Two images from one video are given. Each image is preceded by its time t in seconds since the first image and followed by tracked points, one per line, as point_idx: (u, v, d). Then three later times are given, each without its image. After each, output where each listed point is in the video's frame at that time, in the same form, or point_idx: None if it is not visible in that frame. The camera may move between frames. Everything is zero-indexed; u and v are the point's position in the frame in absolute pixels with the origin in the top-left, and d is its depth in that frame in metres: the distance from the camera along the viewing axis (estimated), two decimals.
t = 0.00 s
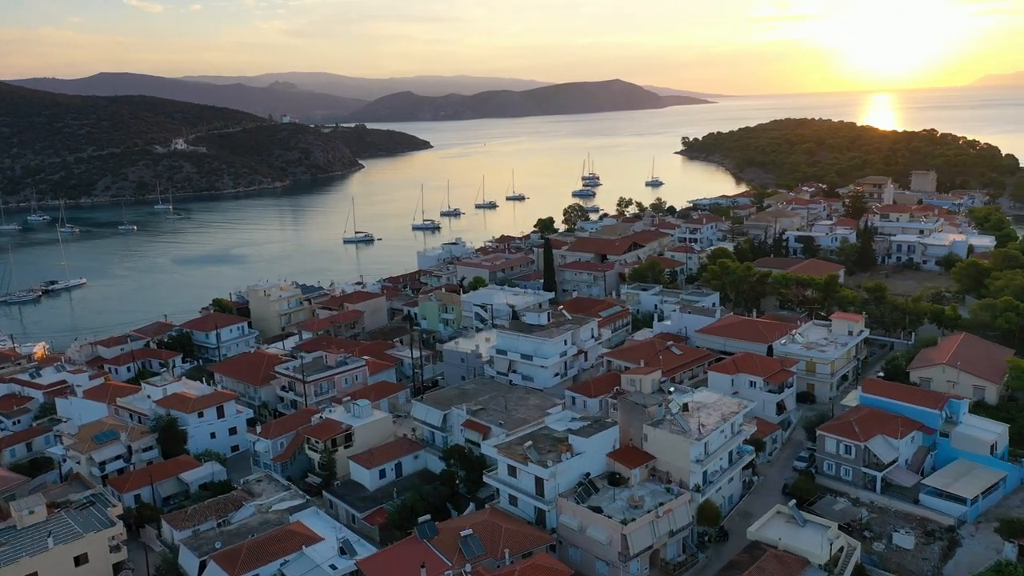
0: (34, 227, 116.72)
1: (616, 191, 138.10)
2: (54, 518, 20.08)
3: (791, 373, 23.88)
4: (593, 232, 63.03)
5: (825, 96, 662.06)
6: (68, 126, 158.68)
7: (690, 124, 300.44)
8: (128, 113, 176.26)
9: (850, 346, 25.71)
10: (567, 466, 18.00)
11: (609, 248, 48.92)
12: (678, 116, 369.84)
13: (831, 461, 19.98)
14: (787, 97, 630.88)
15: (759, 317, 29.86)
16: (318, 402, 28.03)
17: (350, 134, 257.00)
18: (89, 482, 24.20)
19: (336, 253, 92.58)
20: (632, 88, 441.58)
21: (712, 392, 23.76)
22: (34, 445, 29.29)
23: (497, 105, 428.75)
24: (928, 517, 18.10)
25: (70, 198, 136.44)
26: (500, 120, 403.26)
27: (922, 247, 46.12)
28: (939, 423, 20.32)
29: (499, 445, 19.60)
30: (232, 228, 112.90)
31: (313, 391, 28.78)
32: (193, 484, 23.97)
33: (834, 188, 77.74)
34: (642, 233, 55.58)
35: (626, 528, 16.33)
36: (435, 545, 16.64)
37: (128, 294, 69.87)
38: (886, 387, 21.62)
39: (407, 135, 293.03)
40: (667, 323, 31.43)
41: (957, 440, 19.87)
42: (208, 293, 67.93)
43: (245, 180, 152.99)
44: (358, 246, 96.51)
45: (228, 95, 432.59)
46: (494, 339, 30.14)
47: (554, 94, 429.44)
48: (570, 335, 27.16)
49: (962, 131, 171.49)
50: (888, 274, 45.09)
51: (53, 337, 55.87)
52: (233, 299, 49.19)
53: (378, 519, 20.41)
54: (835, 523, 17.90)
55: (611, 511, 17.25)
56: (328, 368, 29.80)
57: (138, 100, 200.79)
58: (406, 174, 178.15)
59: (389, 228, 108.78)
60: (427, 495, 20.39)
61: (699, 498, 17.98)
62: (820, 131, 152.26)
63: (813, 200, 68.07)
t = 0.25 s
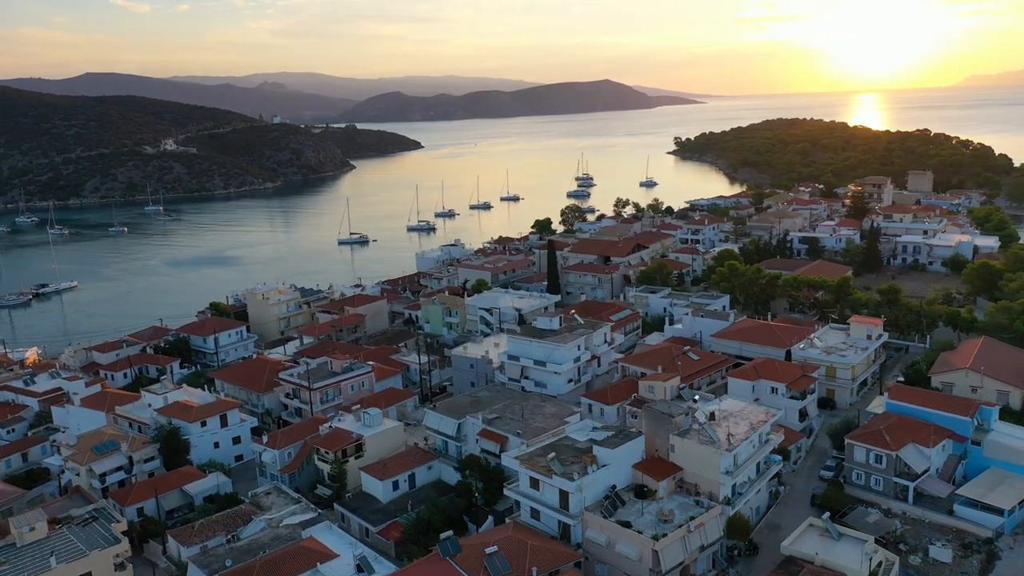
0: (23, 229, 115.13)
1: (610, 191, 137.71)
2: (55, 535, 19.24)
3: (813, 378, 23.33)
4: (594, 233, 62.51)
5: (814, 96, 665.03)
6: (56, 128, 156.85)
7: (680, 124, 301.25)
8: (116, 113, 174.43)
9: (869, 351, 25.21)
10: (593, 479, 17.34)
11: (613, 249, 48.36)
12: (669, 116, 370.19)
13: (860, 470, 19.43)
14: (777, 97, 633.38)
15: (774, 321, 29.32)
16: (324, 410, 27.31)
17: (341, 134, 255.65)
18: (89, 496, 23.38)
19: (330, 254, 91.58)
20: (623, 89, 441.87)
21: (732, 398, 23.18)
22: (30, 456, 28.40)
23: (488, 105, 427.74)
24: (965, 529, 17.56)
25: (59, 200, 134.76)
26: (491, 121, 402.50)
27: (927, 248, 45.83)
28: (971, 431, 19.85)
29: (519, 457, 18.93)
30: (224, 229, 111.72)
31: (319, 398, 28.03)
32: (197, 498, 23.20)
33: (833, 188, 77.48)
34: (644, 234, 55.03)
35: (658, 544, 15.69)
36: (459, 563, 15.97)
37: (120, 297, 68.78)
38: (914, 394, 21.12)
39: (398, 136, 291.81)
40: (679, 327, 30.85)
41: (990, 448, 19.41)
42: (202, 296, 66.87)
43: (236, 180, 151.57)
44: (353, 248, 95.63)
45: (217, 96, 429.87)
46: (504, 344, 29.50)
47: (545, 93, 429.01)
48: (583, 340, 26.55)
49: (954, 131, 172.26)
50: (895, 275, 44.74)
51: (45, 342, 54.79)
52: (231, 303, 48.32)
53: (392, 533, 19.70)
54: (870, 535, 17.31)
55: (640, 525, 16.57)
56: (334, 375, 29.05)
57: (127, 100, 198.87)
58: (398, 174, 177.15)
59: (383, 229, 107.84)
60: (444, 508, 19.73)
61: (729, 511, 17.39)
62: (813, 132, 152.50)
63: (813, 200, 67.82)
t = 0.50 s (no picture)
0: (11, 231, 113.48)
1: (605, 192, 137.26)
2: (58, 553, 18.46)
3: (836, 384, 22.83)
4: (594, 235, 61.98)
5: (804, 96, 667.81)
6: (43, 129, 155.00)
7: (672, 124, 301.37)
8: (105, 113, 172.58)
9: (888, 355, 24.69)
10: (622, 492, 16.71)
11: (616, 250, 47.75)
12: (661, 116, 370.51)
13: (891, 479, 18.89)
14: (766, 97, 635.67)
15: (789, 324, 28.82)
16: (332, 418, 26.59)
17: (331, 134, 254.15)
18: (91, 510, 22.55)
19: (325, 256, 90.62)
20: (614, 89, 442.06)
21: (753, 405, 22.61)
22: (26, 467, 27.51)
23: (479, 105, 426.77)
24: (1004, 540, 17.01)
25: (47, 201, 133.06)
26: (481, 121, 401.46)
27: (932, 249, 45.57)
28: (1003, 438, 19.39)
29: (541, 468, 18.28)
30: (216, 231, 110.53)
31: (326, 406, 27.32)
32: (202, 511, 22.43)
33: (832, 188, 77.29)
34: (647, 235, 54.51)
35: (693, 561, 15.07)
36: None
37: (112, 301, 67.68)
38: (941, 400, 20.64)
39: (389, 136, 290.58)
40: (692, 330, 30.31)
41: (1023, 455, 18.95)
42: (197, 299, 65.86)
43: (226, 181, 150.14)
44: (347, 249, 94.73)
45: (206, 96, 427.01)
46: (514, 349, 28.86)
47: (536, 93, 428.44)
48: (597, 345, 25.97)
49: (945, 130, 172.88)
50: (901, 277, 44.39)
51: (36, 347, 53.73)
52: (228, 306, 47.44)
53: (409, 548, 19.01)
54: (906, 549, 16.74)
55: (672, 541, 15.95)
56: (340, 382, 28.29)
57: (115, 100, 196.87)
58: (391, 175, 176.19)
59: (377, 230, 106.92)
60: (463, 521, 19.06)
61: (762, 524, 16.79)
62: (807, 131, 152.64)
63: (813, 201, 67.51)
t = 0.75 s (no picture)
0: None
1: (599, 192, 136.75)
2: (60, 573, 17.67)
3: (859, 390, 22.29)
4: (594, 236, 61.47)
5: (793, 96, 670.42)
6: (30, 129, 153.07)
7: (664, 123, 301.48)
8: (93, 114, 170.71)
9: (909, 359, 24.13)
10: (652, 505, 16.09)
11: (619, 252, 47.18)
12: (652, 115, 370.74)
13: (924, 489, 18.33)
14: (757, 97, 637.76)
15: (804, 328, 28.28)
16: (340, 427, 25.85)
17: (321, 135, 252.69)
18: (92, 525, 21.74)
19: (319, 258, 89.65)
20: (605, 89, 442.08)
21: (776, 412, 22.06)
22: (22, 478, 26.62)
23: (470, 104, 425.73)
24: None
25: (35, 203, 131.33)
26: (472, 120, 400.41)
27: (938, 249, 45.23)
28: None
29: (566, 481, 17.62)
30: (207, 232, 109.29)
31: (332, 414, 26.57)
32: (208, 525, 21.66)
33: (830, 188, 77.06)
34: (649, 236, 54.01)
35: None
36: None
37: (104, 304, 66.58)
38: (970, 406, 20.11)
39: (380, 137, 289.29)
40: (703, 333, 29.70)
41: None
42: (191, 302, 64.83)
43: (216, 182, 148.65)
44: (342, 250, 93.76)
45: (194, 96, 424.08)
46: (524, 354, 28.22)
47: (527, 92, 427.83)
48: (612, 351, 25.36)
49: (937, 130, 173.37)
50: (907, 278, 43.96)
51: (27, 352, 52.65)
52: (225, 310, 46.57)
53: (427, 564, 18.32)
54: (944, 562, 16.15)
55: (705, 557, 15.32)
56: (346, 389, 27.53)
57: (103, 100, 194.81)
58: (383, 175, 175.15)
59: (371, 231, 105.98)
60: (482, 536, 18.37)
61: (796, 537, 16.18)
62: (800, 131, 152.70)
63: (813, 201, 67.19)
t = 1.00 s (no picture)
0: None
1: (594, 192, 136.27)
2: None
3: (884, 396, 21.77)
4: (594, 237, 60.92)
5: (783, 96, 672.77)
6: (17, 130, 151.11)
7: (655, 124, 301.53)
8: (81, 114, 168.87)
9: (930, 363, 23.68)
10: (684, 520, 15.44)
11: (622, 253, 46.66)
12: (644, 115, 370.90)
13: (958, 499, 17.79)
14: (747, 97, 639.85)
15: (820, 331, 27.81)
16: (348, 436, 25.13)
17: (312, 136, 251.28)
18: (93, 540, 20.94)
19: (313, 259, 88.65)
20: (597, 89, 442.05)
21: (799, 418, 21.52)
22: (18, 490, 25.73)
23: (461, 104, 424.58)
24: None
25: (22, 204, 129.57)
26: (463, 121, 399.36)
27: (944, 250, 44.92)
28: None
29: (591, 493, 16.97)
30: (199, 234, 108.02)
31: (340, 421, 25.84)
32: (215, 539, 20.92)
33: (829, 188, 76.83)
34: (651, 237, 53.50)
35: None
36: None
37: (96, 307, 65.44)
38: (1001, 412, 19.62)
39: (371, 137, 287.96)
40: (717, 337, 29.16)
41: None
42: (185, 305, 63.80)
43: (207, 183, 147.16)
44: (337, 252, 92.82)
45: (183, 96, 421.17)
46: (535, 360, 27.59)
47: (518, 92, 427.25)
48: (627, 356, 24.75)
49: (929, 130, 173.94)
50: (914, 278, 43.61)
51: (19, 357, 51.55)
52: (222, 314, 45.71)
53: None
54: None
55: (742, 573, 14.69)
56: (353, 396, 26.81)
57: (91, 100, 192.80)
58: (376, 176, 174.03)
59: (365, 232, 105.04)
60: (504, 550, 17.72)
61: (833, 551, 15.59)
62: (793, 131, 152.79)
63: (812, 201, 66.90)
